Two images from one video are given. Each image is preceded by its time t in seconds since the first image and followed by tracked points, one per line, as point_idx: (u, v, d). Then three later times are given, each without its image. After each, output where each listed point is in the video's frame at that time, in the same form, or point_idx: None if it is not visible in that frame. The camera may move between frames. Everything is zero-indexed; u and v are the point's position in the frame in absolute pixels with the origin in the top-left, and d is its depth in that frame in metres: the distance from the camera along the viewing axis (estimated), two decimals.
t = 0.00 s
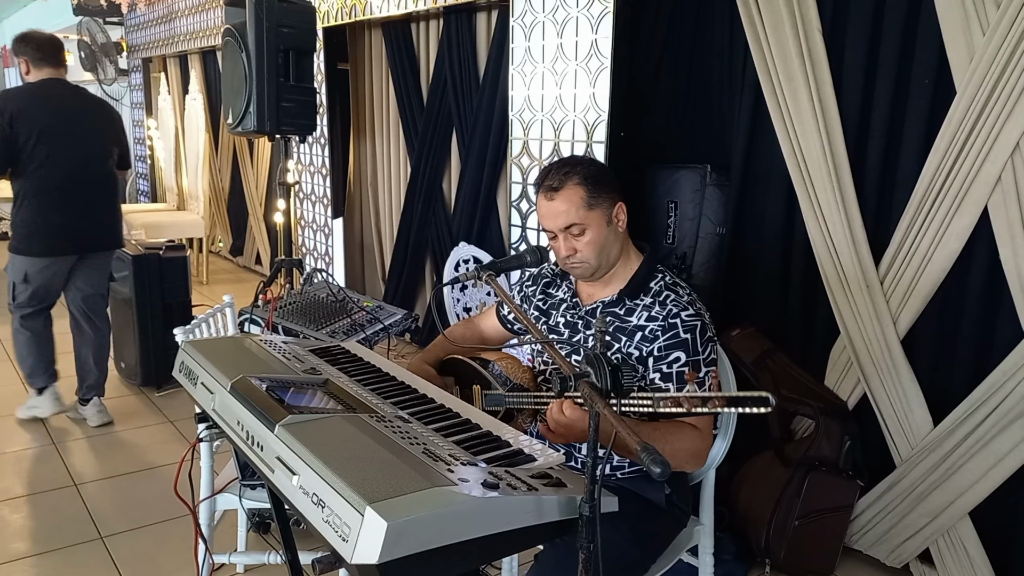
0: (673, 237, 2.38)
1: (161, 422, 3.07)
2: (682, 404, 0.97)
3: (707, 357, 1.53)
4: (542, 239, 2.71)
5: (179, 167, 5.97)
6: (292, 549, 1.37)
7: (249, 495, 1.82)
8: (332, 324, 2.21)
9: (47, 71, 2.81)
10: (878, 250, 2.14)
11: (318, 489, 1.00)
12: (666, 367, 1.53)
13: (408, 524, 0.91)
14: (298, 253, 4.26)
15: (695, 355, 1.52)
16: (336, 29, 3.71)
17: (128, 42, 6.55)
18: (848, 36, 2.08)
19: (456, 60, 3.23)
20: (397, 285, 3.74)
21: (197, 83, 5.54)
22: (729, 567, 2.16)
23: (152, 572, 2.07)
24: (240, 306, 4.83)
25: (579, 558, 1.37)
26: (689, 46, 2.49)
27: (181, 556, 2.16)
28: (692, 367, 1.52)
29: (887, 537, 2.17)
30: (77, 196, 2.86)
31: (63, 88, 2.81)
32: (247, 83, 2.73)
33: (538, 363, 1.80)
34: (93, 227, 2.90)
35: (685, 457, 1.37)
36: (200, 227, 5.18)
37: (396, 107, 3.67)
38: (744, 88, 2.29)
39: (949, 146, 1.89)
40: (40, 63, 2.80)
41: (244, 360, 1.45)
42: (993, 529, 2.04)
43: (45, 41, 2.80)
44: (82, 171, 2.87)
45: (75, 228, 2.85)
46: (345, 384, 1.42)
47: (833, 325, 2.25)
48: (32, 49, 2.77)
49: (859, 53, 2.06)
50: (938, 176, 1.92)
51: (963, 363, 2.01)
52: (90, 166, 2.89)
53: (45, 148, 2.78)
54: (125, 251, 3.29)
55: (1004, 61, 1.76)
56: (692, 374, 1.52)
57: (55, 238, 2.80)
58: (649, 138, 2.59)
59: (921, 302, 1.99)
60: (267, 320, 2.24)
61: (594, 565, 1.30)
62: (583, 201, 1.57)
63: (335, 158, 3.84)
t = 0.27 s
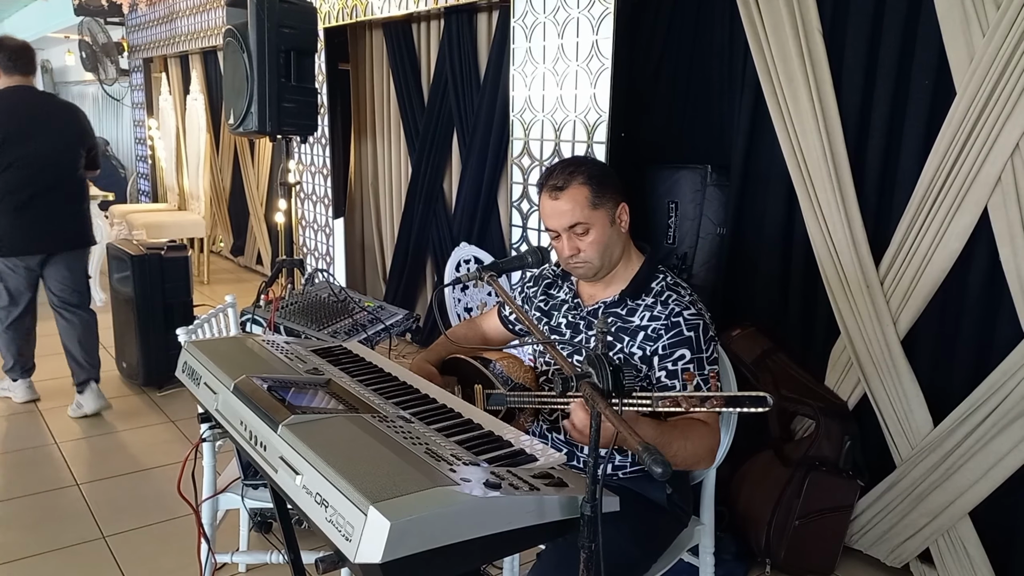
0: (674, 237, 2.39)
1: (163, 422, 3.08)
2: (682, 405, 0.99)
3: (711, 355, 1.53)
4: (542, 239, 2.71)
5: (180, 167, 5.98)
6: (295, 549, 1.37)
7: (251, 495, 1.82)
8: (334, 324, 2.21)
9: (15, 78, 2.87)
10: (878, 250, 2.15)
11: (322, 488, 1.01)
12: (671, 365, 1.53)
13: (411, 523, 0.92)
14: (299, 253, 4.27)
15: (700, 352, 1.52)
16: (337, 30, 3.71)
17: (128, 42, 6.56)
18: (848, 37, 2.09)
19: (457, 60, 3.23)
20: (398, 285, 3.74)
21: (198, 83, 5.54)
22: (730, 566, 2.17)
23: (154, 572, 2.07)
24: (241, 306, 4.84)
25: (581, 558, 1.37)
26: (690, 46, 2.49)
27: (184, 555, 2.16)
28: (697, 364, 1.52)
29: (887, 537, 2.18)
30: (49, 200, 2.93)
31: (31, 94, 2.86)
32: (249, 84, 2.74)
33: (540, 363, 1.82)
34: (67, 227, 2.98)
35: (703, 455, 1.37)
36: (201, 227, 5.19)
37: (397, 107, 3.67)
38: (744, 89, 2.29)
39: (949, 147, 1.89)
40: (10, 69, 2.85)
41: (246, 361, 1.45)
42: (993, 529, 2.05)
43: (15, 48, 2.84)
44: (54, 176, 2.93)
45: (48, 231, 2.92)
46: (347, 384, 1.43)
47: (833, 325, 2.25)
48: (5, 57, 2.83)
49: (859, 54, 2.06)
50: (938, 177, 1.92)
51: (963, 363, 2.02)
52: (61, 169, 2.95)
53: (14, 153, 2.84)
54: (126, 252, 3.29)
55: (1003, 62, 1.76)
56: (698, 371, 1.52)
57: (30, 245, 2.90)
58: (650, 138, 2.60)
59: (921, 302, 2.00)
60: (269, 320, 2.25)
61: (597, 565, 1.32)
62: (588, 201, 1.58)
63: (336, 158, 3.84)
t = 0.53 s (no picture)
0: (676, 237, 2.39)
1: (164, 421, 3.09)
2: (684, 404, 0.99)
3: (713, 354, 1.54)
4: (543, 239, 2.72)
5: (181, 167, 5.99)
6: (297, 549, 1.37)
7: (254, 494, 1.85)
8: (336, 324, 2.22)
9: None
10: (879, 251, 2.15)
11: (325, 487, 1.02)
12: (672, 363, 1.53)
13: (414, 522, 0.92)
14: (301, 253, 4.27)
15: (701, 351, 1.53)
16: (338, 30, 3.71)
17: (130, 41, 6.56)
18: (849, 37, 2.09)
19: (458, 61, 3.24)
20: (398, 285, 3.75)
21: (200, 83, 5.55)
22: (730, 566, 2.17)
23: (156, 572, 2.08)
24: (243, 306, 4.85)
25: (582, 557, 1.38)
26: (692, 47, 2.49)
27: (186, 554, 2.17)
28: (698, 363, 1.53)
29: (887, 537, 2.18)
30: (34, 199, 3.19)
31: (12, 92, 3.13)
32: (251, 84, 2.75)
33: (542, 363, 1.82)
34: (48, 226, 3.26)
35: (702, 454, 1.38)
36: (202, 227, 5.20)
37: (398, 107, 3.68)
38: (745, 90, 2.30)
39: (949, 148, 1.90)
40: None
41: (248, 360, 1.46)
42: (993, 529, 2.05)
43: None
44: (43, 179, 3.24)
45: (31, 230, 3.20)
46: (349, 383, 1.43)
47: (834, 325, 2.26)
48: None
49: (859, 55, 2.07)
50: (938, 178, 1.93)
51: (964, 363, 2.02)
52: (42, 168, 3.22)
53: None
54: (128, 251, 3.29)
55: (1004, 63, 1.77)
56: (699, 370, 1.53)
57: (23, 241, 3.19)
58: (650, 139, 2.61)
59: (921, 303, 2.00)
60: (271, 320, 2.25)
61: (601, 564, 1.34)
62: (590, 203, 1.58)
63: (337, 158, 3.85)
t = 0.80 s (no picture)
0: (676, 237, 2.40)
1: (165, 421, 3.09)
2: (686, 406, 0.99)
3: (711, 357, 1.54)
4: (544, 240, 2.72)
5: (182, 167, 6.00)
6: (300, 548, 1.37)
7: (256, 494, 1.83)
8: (337, 324, 2.22)
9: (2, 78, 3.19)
10: (879, 251, 2.15)
11: (327, 487, 1.02)
12: (670, 365, 1.54)
13: (416, 522, 0.93)
14: (302, 254, 4.28)
15: (699, 355, 1.53)
16: (340, 31, 3.72)
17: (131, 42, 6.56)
18: (850, 39, 2.10)
19: (460, 61, 3.24)
20: (400, 285, 3.76)
21: (201, 83, 5.56)
22: (731, 566, 2.18)
23: (158, 572, 2.08)
24: (244, 306, 4.85)
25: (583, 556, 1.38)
26: (693, 47, 2.50)
27: (188, 554, 2.18)
28: (695, 366, 1.53)
29: (887, 537, 2.19)
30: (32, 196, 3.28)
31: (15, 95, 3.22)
32: (253, 85, 2.75)
33: (543, 363, 1.83)
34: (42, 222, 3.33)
35: (695, 458, 1.38)
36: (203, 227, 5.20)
37: (400, 108, 3.68)
38: (746, 90, 2.30)
39: (949, 148, 1.90)
40: None
41: (251, 361, 1.46)
42: (994, 529, 2.05)
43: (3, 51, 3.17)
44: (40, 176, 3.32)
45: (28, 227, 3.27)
46: (351, 383, 1.43)
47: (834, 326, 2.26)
48: None
49: (860, 56, 2.07)
50: (939, 178, 1.93)
51: (964, 364, 2.02)
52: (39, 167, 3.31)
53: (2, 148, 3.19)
54: (129, 252, 3.30)
55: (1003, 65, 1.77)
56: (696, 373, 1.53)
57: (22, 235, 3.26)
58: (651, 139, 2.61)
59: (922, 303, 2.01)
60: (273, 321, 2.26)
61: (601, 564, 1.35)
62: (591, 206, 1.58)
63: (339, 159, 3.85)
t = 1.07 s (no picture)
0: (678, 237, 2.39)
1: (166, 421, 3.09)
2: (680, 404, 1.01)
3: (711, 354, 1.53)
4: (546, 239, 2.72)
5: (183, 167, 6.00)
6: (301, 547, 1.37)
7: (257, 493, 1.83)
8: (338, 324, 2.22)
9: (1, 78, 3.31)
10: (881, 251, 2.15)
11: (329, 485, 1.02)
12: (668, 362, 1.54)
13: (418, 521, 0.93)
14: (303, 253, 4.28)
15: (697, 352, 1.53)
16: (340, 31, 3.72)
17: (132, 41, 6.57)
18: (851, 38, 2.09)
19: (461, 61, 3.24)
20: (401, 285, 3.76)
21: (201, 83, 5.56)
22: (732, 566, 2.18)
23: (160, 571, 2.08)
24: (245, 306, 4.85)
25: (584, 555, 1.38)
26: (694, 47, 2.49)
27: (189, 553, 2.18)
28: (694, 363, 1.53)
29: (889, 536, 2.19)
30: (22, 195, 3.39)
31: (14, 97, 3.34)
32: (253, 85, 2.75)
33: (545, 361, 1.83)
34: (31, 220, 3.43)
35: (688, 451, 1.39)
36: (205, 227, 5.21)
37: (401, 108, 3.68)
38: (747, 90, 2.30)
39: (951, 148, 1.90)
40: None
41: (253, 360, 1.46)
42: (995, 528, 2.05)
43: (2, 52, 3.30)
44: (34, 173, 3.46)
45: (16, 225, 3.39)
46: (353, 383, 1.43)
47: (836, 325, 2.26)
48: None
49: (861, 56, 2.07)
50: (940, 178, 1.93)
51: (965, 363, 2.02)
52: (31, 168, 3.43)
53: None
54: (130, 252, 3.30)
55: (1004, 65, 1.77)
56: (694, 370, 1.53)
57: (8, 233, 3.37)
58: (653, 139, 2.61)
59: (923, 303, 2.00)
60: (274, 320, 2.26)
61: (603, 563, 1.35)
62: (594, 204, 1.58)
63: (340, 159, 3.85)
